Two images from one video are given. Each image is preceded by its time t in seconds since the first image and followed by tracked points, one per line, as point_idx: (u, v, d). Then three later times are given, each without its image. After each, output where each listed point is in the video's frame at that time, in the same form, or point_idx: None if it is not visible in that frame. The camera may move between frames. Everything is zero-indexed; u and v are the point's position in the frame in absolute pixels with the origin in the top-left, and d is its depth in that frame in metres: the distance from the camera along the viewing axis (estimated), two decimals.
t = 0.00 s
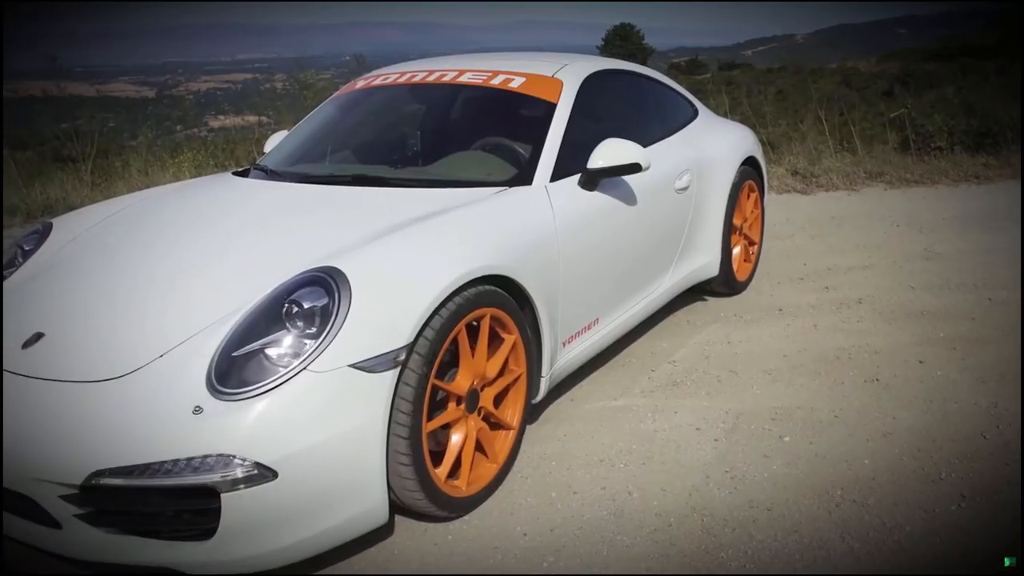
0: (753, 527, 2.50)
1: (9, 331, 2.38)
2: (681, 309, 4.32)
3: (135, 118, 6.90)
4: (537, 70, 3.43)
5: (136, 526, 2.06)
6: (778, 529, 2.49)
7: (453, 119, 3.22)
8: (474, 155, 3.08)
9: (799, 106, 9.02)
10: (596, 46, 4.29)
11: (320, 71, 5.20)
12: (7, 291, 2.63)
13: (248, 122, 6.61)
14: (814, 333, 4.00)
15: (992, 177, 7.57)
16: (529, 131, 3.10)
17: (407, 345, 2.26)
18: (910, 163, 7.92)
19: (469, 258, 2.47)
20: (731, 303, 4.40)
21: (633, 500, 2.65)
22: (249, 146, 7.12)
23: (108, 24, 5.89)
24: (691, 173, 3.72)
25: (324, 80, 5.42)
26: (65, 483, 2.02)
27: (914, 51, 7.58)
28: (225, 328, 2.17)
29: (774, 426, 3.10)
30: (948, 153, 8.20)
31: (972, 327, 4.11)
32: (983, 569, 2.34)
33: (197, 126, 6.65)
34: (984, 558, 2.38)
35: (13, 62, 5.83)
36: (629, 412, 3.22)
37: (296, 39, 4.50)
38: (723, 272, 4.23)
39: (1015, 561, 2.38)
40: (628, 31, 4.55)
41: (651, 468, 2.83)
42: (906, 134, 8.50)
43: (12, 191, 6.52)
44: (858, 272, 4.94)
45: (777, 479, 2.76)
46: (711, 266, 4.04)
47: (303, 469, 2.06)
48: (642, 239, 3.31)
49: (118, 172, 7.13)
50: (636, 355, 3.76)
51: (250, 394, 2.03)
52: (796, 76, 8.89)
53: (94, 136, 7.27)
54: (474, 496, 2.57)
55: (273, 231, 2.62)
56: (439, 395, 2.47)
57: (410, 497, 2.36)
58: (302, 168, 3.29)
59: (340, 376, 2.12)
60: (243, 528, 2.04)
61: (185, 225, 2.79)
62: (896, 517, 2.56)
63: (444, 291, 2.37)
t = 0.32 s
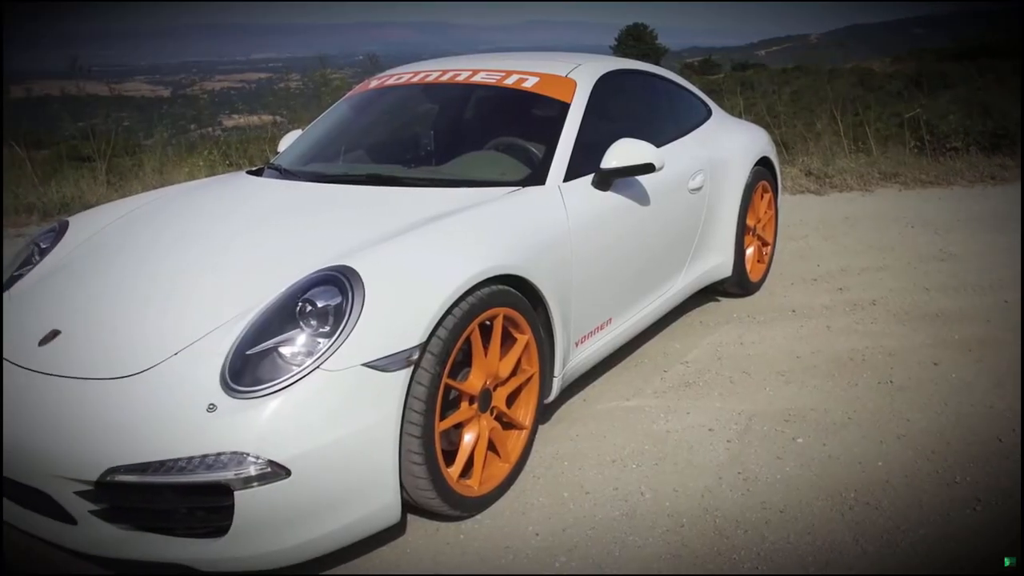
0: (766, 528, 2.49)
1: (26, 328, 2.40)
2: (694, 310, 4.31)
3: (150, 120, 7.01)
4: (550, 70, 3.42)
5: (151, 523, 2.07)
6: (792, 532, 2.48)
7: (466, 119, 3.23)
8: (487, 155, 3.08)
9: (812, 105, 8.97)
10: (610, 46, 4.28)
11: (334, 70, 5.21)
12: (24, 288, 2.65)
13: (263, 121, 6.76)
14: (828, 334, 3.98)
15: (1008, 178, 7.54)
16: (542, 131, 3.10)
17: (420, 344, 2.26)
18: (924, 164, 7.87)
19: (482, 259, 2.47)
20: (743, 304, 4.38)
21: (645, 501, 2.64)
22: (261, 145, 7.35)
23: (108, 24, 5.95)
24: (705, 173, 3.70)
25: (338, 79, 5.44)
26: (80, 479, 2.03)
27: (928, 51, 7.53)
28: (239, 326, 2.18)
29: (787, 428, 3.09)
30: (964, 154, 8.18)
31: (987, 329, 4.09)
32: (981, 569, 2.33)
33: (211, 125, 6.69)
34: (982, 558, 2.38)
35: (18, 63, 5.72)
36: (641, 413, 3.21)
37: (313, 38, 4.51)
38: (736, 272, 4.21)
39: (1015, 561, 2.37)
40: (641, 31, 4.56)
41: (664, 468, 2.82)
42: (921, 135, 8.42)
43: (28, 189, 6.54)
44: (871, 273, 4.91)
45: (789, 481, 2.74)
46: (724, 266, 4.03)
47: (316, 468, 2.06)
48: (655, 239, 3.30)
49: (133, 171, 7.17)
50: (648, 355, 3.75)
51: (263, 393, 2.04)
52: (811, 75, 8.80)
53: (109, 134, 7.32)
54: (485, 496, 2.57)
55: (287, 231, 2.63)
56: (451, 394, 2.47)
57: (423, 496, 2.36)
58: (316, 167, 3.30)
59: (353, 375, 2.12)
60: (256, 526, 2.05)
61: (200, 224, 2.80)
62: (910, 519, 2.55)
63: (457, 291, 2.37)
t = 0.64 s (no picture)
0: (780, 530, 2.48)
1: (43, 326, 2.42)
2: (708, 310, 4.30)
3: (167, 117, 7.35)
4: (566, 70, 3.42)
5: (165, 520, 2.08)
6: (806, 534, 2.47)
7: (481, 118, 3.23)
8: (502, 154, 3.08)
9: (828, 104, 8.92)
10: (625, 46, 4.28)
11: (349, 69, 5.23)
12: (43, 285, 2.67)
13: (279, 120, 6.80)
14: (843, 336, 3.95)
15: None
16: (557, 131, 3.10)
17: (435, 344, 2.26)
18: (941, 164, 7.82)
19: (496, 259, 2.47)
20: (758, 305, 4.36)
21: (658, 502, 2.63)
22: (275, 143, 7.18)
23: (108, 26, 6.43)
24: (720, 173, 3.69)
25: (353, 78, 5.46)
26: (97, 475, 2.04)
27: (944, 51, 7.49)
28: (255, 325, 2.19)
29: (801, 430, 3.07)
30: (980, 156, 8.09)
31: (1005, 332, 4.05)
32: (979, 568, 2.33)
33: (227, 124, 6.88)
34: (981, 558, 2.37)
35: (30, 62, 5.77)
36: (655, 414, 3.20)
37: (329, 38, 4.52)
38: (751, 273, 4.20)
39: (1015, 561, 2.36)
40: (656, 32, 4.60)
41: (677, 469, 2.82)
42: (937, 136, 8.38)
43: (46, 187, 6.58)
44: (887, 274, 4.88)
45: (803, 483, 2.73)
46: (739, 267, 4.01)
47: (330, 466, 2.07)
48: (669, 239, 3.29)
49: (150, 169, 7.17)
50: (662, 356, 3.74)
51: (278, 391, 2.04)
52: (827, 74, 8.76)
53: (127, 133, 7.35)
54: (499, 495, 2.57)
55: (302, 230, 2.63)
56: (465, 394, 2.47)
57: (436, 495, 2.36)
58: (331, 166, 3.31)
59: (368, 374, 2.13)
60: (270, 523, 2.06)
61: (217, 222, 2.82)
62: (924, 522, 2.53)
63: (472, 290, 2.38)
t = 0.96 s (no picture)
0: (792, 532, 2.47)
1: (58, 323, 2.43)
2: (720, 311, 4.28)
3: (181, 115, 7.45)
4: (578, 70, 3.42)
5: (177, 517, 2.09)
6: (819, 536, 2.46)
7: (494, 118, 3.23)
8: (515, 154, 3.08)
9: (842, 104, 8.88)
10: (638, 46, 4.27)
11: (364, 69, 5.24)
12: (59, 283, 2.69)
13: (292, 120, 6.80)
14: (855, 337, 3.94)
15: None
16: (570, 131, 3.09)
17: (447, 343, 2.27)
18: (955, 166, 7.79)
19: (509, 258, 2.47)
20: (770, 306, 4.34)
21: (670, 503, 2.63)
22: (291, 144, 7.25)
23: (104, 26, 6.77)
24: (733, 174, 3.68)
25: (367, 77, 5.47)
26: (111, 472, 2.05)
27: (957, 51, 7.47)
28: (268, 324, 2.20)
29: (814, 431, 3.06)
30: (996, 156, 8.15)
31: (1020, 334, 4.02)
32: (979, 569, 2.33)
33: (240, 123, 6.99)
34: (981, 558, 2.37)
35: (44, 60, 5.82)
36: (666, 415, 3.19)
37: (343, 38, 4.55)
38: (763, 274, 4.18)
39: (1015, 561, 2.37)
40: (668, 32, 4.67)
41: (689, 470, 2.81)
42: (952, 136, 8.36)
43: (62, 186, 6.61)
44: (900, 276, 4.86)
45: (816, 484, 2.72)
46: (751, 268, 4.00)
47: (342, 465, 2.08)
48: (682, 240, 3.29)
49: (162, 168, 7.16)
50: (673, 357, 3.73)
51: (290, 390, 2.05)
52: (841, 74, 8.73)
53: (144, 132, 7.37)
54: (510, 495, 2.57)
55: (315, 229, 2.64)
56: (477, 393, 2.47)
57: (448, 494, 2.37)
58: (344, 165, 3.32)
59: (380, 373, 2.13)
60: (282, 521, 2.06)
61: (231, 222, 2.83)
62: (937, 525, 2.52)
63: (484, 290, 2.38)
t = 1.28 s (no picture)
0: (803, 534, 2.46)
1: (73, 321, 2.45)
2: (732, 312, 4.27)
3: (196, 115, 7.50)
4: (591, 70, 3.41)
5: (189, 515, 2.10)
6: (831, 538, 2.44)
7: (506, 118, 3.23)
8: (527, 154, 3.08)
9: (856, 104, 8.84)
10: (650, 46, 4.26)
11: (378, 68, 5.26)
12: (74, 281, 2.71)
13: (304, 119, 6.79)
14: (868, 339, 3.92)
15: None
16: (582, 131, 3.09)
17: (459, 343, 2.27)
18: (970, 166, 7.75)
19: (521, 258, 2.47)
20: (782, 307, 4.33)
21: (680, 504, 2.62)
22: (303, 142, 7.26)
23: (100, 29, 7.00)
24: (745, 174, 3.67)
25: (381, 76, 5.48)
26: (125, 469, 2.07)
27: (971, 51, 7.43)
28: (281, 322, 2.21)
29: (826, 433, 3.05)
30: (1011, 157, 8.12)
31: None
32: (981, 567, 2.33)
33: (252, 123, 7.02)
34: (982, 557, 2.38)
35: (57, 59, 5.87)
36: (678, 415, 3.19)
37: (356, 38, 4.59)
38: (775, 275, 4.17)
39: (1015, 561, 2.37)
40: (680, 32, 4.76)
41: (700, 471, 2.80)
42: (967, 137, 8.34)
43: (77, 184, 6.64)
44: (914, 277, 4.83)
45: (827, 486, 2.71)
46: (763, 269, 3.98)
47: (353, 463, 2.08)
48: (694, 240, 3.28)
49: (176, 168, 7.21)
50: (685, 358, 3.72)
51: (302, 389, 2.06)
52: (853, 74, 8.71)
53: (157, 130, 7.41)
54: (521, 495, 2.57)
55: (328, 228, 2.65)
56: (489, 393, 2.48)
57: (458, 494, 2.37)
58: (356, 165, 3.33)
59: (392, 372, 2.14)
60: (294, 520, 2.07)
61: (244, 220, 2.84)
62: (950, 528, 2.50)
63: (495, 290, 2.38)
